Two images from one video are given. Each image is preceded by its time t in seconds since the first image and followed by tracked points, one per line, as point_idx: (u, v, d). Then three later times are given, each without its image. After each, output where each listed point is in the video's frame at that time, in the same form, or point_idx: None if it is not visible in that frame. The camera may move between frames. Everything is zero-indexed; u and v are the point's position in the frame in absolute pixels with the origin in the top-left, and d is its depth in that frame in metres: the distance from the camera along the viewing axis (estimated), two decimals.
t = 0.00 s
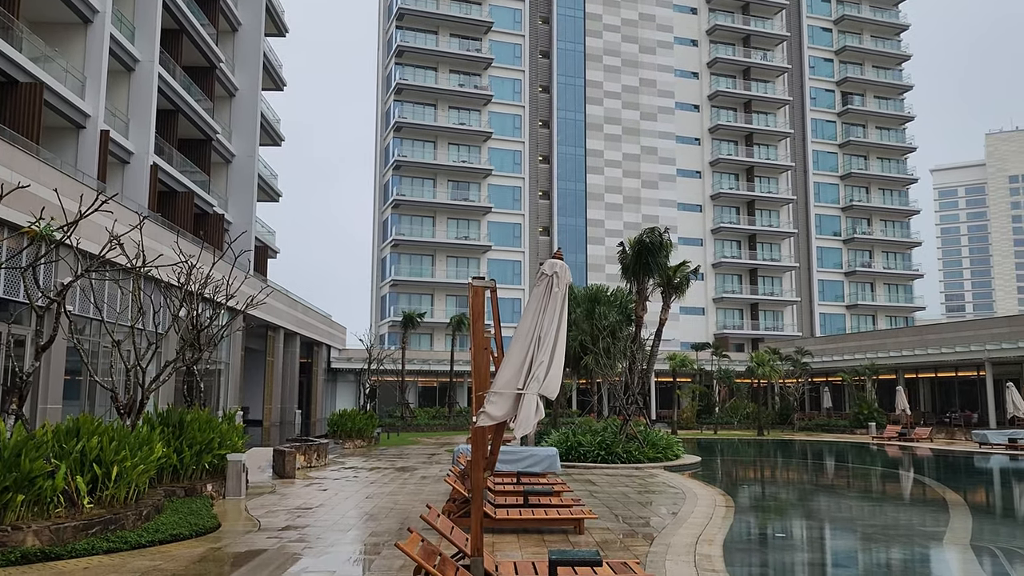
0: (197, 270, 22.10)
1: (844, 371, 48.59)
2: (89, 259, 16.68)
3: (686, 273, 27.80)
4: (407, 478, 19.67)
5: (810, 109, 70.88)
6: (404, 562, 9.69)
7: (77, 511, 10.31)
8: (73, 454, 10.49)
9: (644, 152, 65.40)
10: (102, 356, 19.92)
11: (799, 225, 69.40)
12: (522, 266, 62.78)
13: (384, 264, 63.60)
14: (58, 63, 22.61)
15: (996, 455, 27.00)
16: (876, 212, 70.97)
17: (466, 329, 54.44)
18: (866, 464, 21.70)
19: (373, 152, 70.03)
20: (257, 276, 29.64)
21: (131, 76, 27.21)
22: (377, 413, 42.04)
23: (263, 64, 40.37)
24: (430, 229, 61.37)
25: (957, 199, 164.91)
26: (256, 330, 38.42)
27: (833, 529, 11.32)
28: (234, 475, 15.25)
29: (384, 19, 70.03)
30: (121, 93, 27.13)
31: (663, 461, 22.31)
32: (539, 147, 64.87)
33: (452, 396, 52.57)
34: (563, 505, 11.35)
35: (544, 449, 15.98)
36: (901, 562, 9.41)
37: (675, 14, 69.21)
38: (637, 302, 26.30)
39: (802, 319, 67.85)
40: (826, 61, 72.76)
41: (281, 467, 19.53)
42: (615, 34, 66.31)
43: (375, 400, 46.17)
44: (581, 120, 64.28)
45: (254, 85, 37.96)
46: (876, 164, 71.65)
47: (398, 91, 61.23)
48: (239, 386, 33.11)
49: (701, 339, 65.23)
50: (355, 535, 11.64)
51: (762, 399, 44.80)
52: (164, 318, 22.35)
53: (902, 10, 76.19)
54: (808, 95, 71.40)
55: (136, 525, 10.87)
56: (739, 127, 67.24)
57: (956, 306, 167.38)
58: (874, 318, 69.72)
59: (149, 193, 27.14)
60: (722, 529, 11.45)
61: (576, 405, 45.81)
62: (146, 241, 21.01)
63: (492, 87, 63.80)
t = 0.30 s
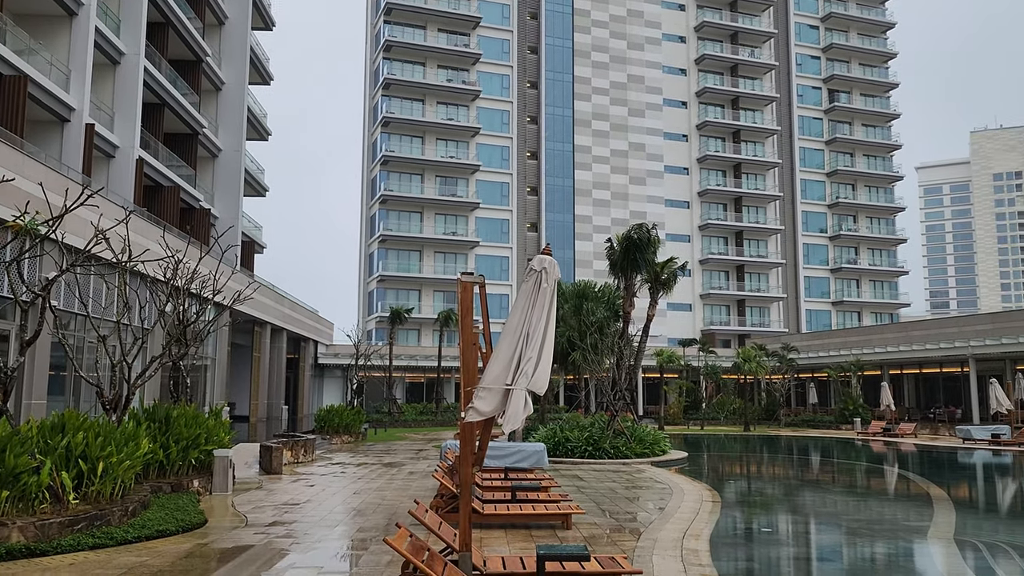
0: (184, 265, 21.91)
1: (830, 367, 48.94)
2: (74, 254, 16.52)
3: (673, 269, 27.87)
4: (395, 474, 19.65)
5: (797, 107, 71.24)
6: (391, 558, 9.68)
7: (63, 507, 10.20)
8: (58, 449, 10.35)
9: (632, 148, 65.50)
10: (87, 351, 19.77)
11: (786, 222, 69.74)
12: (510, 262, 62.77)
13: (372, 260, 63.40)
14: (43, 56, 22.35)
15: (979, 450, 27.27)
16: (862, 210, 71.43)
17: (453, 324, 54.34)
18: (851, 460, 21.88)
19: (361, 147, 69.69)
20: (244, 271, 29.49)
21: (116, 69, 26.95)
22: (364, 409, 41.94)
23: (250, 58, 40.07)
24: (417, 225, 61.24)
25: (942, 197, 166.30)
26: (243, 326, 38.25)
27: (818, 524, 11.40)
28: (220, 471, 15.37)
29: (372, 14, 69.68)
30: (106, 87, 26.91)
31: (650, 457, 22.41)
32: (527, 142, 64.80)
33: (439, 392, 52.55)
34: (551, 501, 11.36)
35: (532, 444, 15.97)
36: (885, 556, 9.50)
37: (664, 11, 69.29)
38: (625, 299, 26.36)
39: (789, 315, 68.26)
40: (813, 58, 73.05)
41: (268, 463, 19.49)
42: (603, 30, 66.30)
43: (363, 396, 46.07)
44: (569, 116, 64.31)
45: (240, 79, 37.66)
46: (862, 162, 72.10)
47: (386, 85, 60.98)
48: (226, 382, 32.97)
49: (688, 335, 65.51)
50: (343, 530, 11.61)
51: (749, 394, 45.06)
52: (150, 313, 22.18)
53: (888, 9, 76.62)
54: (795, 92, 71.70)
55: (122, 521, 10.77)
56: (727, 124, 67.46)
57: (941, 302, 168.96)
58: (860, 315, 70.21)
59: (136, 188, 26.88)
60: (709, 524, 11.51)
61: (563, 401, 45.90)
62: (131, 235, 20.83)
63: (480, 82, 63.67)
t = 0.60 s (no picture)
0: (158, 259, 21.59)
1: (804, 364, 49.51)
2: (45, 247, 16.19)
3: (650, 266, 27.98)
4: (371, 470, 19.56)
5: (774, 105, 71.86)
6: (368, 553, 9.64)
7: (33, 503, 10.01)
8: (29, 445, 10.15)
9: (610, 145, 65.67)
10: (58, 346, 19.41)
11: (762, 220, 70.36)
12: (487, 257, 62.69)
13: (349, 254, 62.98)
14: (13, 45, 21.87)
15: (949, 446, 27.75)
16: (836, 208, 72.30)
17: (431, 320, 54.15)
18: (824, 455, 22.16)
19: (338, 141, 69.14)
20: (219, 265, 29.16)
21: (89, 60, 26.47)
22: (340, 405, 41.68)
23: (226, 50, 39.57)
24: (395, 220, 60.96)
25: (915, 196, 168.85)
26: (217, 321, 37.80)
27: (792, 519, 11.53)
28: (195, 467, 15.12)
29: (350, 7, 69.13)
30: (79, 78, 26.41)
31: (626, 452, 22.53)
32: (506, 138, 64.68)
33: (416, 387, 52.42)
34: (528, 497, 11.37)
35: (509, 440, 16.00)
36: (857, 550, 9.62)
37: (642, 8, 69.51)
38: (602, 295, 26.43)
39: (764, 312, 68.94)
40: (789, 57, 73.69)
41: (243, 459, 19.27)
42: (582, 27, 66.33)
43: (339, 392, 45.76)
44: (547, 112, 64.35)
45: (216, 71, 37.16)
46: (836, 160, 72.93)
47: (364, 79, 60.53)
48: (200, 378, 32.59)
49: (665, 331, 65.92)
50: (319, 526, 11.53)
51: (724, 391, 45.46)
52: (123, 307, 21.83)
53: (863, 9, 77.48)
54: (772, 90, 72.31)
55: (94, 517, 10.60)
56: (704, 122, 67.90)
57: (913, 300, 171.75)
58: (833, 312, 71.09)
59: (109, 180, 26.41)
60: (684, 519, 11.59)
61: (540, 397, 45.96)
62: (104, 229, 20.48)
63: (459, 77, 63.43)
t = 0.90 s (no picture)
0: (115, 251, 21.03)
1: (764, 359, 50.34)
2: None
3: (615, 262, 28.13)
4: (333, 465, 19.37)
5: (737, 104, 72.76)
6: (329, 548, 9.53)
7: None
8: None
9: (576, 141, 65.85)
10: (10, 339, 18.82)
11: (725, 217, 71.31)
12: (452, 252, 62.43)
13: (312, 247, 62.24)
14: None
15: (904, 440, 28.44)
16: (797, 207, 73.54)
17: (395, 314, 53.76)
18: (782, 449, 22.55)
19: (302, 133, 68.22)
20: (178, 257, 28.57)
21: (45, 46, 25.65)
22: (303, 400, 41.22)
23: (187, 39, 38.71)
24: (359, 213, 60.38)
25: (873, 195, 172.78)
26: (176, 314, 37.06)
27: (751, 512, 11.71)
28: (152, 462, 14.80)
29: None
30: (33, 64, 25.57)
31: (589, 447, 22.66)
32: (472, 132, 64.45)
33: (380, 381, 52.07)
34: (490, 491, 11.36)
35: (472, 435, 15.97)
36: (813, 542, 9.80)
37: (609, 5, 69.75)
38: (566, 290, 26.50)
39: (726, 309, 69.87)
40: (752, 56, 74.69)
41: (202, 454, 18.92)
42: (548, 22, 66.34)
43: (301, 386, 45.21)
44: (513, 107, 64.30)
45: (176, 60, 36.30)
46: (797, 159, 74.16)
47: (328, 71, 59.77)
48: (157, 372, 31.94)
49: (628, 327, 66.45)
50: (279, 522, 11.37)
51: (686, 386, 46.03)
52: (78, 299, 21.24)
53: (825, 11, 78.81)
54: (735, 89, 73.19)
55: (47, 514, 10.30)
56: (669, 120, 68.51)
57: (869, 298, 175.80)
58: (793, 308, 72.38)
59: (64, 170, 25.64)
60: (645, 513, 11.69)
61: (504, 392, 46.00)
62: (59, 219, 19.88)
63: (424, 71, 63.02)
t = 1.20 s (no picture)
0: (59, 238, 20.29)
1: (717, 352, 51.21)
2: None
3: (571, 255, 28.21)
4: (286, 457, 19.08)
5: (693, 100, 73.60)
6: (280, 542, 9.37)
7: None
8: None
9: (533, 133, 65.87)
10: None
11: (680, 212, 72.21)
12: (408, 244, 61.95)
13: (265, 237, 61.12)
14: None
15: (850, 431, 29.23)
16: (750, 202, 74.85)
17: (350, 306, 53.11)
18: (734, 441, 22.98)
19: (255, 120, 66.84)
20: (126, 246, 27.72)
21: None
22: (255, 392, 40.50)
23: (136, 22, 37.51)
24: (314, 204, 59.48)
25: (823, 192, 177.01)
26: (123, 304, 36.03)
27: (702, 502, 11.90)
28: (97, 456, 14.36)
29: None
30: None
31: (544, 439, 22.75)
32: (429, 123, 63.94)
33: (334, 373, 51.47)
34: (445, 483, 11.31)
35: (428, 427, 15.86)
36: (763, 531, 10.01)
37: None
38: (523, 282, 26.50)
39: (680, 302, 70.89)
40: (708, 53, 75.63)
41: (149, 447, 18.44)
42: (507, 14, 66.12)
43: (254, 378, 44.43)
44: (471, 98, 63.99)
45: (124, 44, 35.16)
46: (751, 155, 75.43)
47: (282, 58, 58.58)
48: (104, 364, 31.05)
49: (584, 319, 66.90)
50: (229, 515, 11.13)
51: (640, 378, 46.59)
52: (19, 289, 20.44)
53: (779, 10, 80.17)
54: (691, 85, 74.06)
55: None
56: (626, 114, 69.02)
57: (819, 292, 180.28)
58: (746, 302, 73.74)
59: (6, 156, 24.62)
60: (599, 504, 11.77)
61: (460, 384, 45.90)
62: None
63: (381, 60, 62.26)
